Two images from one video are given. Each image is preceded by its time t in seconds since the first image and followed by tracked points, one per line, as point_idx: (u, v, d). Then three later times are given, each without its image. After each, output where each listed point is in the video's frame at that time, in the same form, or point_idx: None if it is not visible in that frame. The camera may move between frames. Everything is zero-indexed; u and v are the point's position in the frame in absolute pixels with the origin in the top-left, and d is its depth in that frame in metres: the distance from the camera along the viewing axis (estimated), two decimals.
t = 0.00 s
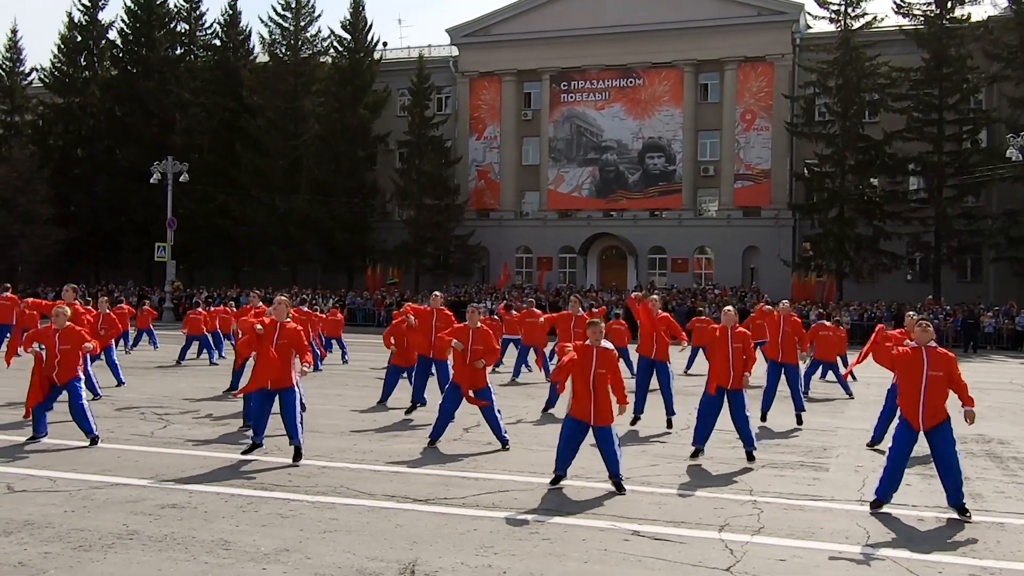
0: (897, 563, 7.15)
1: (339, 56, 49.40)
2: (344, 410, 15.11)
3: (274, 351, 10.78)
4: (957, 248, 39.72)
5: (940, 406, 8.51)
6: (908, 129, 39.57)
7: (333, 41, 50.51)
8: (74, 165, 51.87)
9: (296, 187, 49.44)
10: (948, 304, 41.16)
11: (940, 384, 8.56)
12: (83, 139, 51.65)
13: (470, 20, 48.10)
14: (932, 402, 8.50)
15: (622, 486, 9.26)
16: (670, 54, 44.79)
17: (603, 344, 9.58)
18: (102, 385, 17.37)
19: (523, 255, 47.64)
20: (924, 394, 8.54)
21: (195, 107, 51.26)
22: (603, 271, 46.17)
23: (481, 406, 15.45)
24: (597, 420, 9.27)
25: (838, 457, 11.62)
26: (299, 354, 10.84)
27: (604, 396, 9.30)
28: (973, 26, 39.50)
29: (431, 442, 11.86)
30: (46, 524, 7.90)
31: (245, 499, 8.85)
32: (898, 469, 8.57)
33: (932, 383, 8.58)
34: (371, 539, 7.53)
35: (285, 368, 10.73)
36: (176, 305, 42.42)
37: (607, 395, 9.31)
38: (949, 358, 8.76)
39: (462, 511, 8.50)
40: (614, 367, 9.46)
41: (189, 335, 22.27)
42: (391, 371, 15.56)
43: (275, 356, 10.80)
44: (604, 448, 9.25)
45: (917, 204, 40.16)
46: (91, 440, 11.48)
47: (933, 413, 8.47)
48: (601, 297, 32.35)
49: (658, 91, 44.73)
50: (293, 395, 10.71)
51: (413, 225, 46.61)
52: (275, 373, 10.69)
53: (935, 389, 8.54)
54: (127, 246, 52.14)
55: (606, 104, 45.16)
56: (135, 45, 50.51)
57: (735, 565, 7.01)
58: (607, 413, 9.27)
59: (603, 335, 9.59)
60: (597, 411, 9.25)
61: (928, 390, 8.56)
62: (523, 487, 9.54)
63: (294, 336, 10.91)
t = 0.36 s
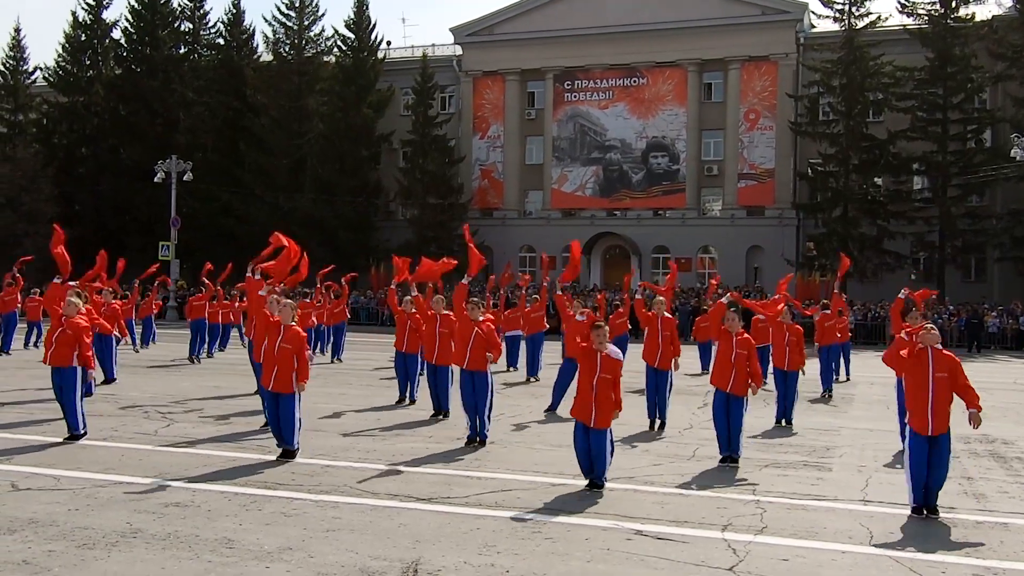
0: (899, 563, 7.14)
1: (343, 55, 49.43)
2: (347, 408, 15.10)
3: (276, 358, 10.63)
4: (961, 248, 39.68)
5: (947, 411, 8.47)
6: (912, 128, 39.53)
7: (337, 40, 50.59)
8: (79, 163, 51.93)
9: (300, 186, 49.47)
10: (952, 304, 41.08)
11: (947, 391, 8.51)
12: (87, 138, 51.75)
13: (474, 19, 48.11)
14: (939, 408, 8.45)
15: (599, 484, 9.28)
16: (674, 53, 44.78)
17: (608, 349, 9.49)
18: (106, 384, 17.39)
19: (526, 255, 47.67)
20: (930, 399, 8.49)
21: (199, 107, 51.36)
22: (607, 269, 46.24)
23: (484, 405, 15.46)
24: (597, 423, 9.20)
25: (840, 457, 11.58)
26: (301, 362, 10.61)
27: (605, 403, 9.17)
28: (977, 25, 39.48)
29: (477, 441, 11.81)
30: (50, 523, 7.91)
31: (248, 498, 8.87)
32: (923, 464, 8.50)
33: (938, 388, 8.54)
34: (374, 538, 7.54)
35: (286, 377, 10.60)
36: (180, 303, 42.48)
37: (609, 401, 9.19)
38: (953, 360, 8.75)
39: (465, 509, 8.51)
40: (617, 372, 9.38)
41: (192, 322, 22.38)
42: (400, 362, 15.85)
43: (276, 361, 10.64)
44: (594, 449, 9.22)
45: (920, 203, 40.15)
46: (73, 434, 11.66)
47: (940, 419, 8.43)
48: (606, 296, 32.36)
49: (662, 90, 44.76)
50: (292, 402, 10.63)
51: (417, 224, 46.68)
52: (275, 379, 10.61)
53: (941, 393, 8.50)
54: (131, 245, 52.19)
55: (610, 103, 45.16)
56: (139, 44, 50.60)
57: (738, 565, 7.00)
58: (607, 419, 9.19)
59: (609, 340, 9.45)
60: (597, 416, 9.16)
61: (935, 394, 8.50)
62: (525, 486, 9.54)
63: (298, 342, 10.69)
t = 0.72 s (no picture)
0: (901, 563, 7.14)
1: (345, 56, 49.45)
2: (350, 409, 15.13)
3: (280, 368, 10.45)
4: (964, 248, 39.63)
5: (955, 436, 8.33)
6: (915, 128, 39.51)
7: (340, 41, 50.62)
8: (82, 164, 51.99)
9: (303, 186, 49.48)
10: (955, 304, 41.02)
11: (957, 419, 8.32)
12: (90, 138, 51.80)
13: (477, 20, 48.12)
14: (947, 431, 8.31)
15: (639, 487, 9.26)
16: (676, 54, 44.77)
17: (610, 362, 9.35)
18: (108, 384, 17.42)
19: (529, 255, 47.68)
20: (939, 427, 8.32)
21: (201, 107, 51.43)
22: (610, 269, 46.24)
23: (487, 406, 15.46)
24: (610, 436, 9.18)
25: (844, 458, 11.57)
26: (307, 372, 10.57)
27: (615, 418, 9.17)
28: (979, 25, 39.42)
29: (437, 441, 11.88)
30: (52, 523, 7.92)
31: (251, 498, 8.87)
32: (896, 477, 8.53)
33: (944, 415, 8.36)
34: (376, 538, 7.55)
35: (291, 385, 10.43)
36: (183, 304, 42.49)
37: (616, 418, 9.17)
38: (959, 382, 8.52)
39: (467, 510, 8.51)
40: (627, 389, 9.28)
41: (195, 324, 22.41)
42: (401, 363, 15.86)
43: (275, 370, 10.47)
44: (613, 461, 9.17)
45: (923, 203, 40.11)
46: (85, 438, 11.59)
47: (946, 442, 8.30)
48: (608, 296, 32.33)
49: (664, 90, 44.72)
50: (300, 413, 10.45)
51: (419, 224, 46.70)
52: (279, 386, 10.41)
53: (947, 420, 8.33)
54: (133, 245, 52.26)
55: (612, 103, 45.16)
56: (142, 45, 50.68)
57: (740, 565, 7.01)
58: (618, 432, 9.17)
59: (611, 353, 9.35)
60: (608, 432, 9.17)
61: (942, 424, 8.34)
62: (529, 486, 9.55)
63: (301, 350, 10.61)
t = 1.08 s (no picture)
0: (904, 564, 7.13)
1: (347, 57, 49.50)
2: (353, 410, 15.13)
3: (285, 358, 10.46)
4: (966, 248, 39.63)
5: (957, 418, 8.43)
6: (916, 128, 39.51)
7: (341, 42, 50.66)
8: (84, 166, 52.02)
9: (304, 188, 49.50)
10: (958, 304, 41.00)
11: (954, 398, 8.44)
12: (92, 140, 51.85)
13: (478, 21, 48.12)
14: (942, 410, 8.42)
15: (656, 488, 9.24)
16: (677, 54, 44.77)
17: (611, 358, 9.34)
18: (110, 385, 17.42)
19: (531, 256, 47.70)
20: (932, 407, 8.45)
21: (203, 108, 51.51)
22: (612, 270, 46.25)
23: (490, 407, 15.47)
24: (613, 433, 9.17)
25: (846, 458, 11.57)
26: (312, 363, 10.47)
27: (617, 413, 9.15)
28: (981, 25, 39.41)
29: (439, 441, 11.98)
30: (55, 524, 7.93)
31: (254, 499, 8.87)
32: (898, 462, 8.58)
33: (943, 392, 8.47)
34: (378, 540, 7.55)
35: (295, 373, 10.50)
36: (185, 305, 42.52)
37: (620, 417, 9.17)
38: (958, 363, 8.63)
39: (469, 511, 8.51)
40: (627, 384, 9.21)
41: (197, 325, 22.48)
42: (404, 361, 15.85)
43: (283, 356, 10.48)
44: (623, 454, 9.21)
45: (925, 204, 40.11)
46: (114, 436, 11.64)
47: (942, 418, 8.39)
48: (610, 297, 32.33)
49: (666, 91, 44.70)
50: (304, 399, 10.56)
51: (420, 225, 46.72)
52: (284, 377, 10.48)
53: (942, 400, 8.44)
54: (135, 247, 52.30)
55: (614, 104, 45.20)
56: (144, 47, 50.79)
57: (742, 566, 7.00)
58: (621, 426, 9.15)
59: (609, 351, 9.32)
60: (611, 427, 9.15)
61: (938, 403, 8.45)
62: (531, 487, 9.54)
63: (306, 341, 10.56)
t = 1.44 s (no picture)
0: (908, 564, 7.12)
1: (350, 58, 49.56)
2: (358, 411, 15.13)
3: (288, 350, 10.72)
4: (970, 248, 39.56)
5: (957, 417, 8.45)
6: (920, 128, 39.47)
7: (344, 43, 50.70)
8: (87, 167, 52.07)
9: (307, 189, 49.52)
10: (961, 304, 40.93)
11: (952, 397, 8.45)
12: (95, 141, 51.90)
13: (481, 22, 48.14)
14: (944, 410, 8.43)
15: (633, 484, 9.34)
16: (680, 55, 44.76)
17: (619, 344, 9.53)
18: (113, 386, 17.42)
19: (533, 256, 47.68)
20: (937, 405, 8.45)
21: (207, 110, 51.59)
22: (614, 271, 46.14)
23: (492, 407, 15.48)
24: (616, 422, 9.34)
25: (849, 458, 11.56)
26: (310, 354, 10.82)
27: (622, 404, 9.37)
28: (985, 25, 39.38)
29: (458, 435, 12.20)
30: (59, 525, 7.94)
31: (257, 500, 8.89)
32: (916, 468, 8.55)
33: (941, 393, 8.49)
34: (382, 540, 7.55)
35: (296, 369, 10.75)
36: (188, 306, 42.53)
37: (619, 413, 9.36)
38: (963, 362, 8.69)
39: (471, 512, 8.51)
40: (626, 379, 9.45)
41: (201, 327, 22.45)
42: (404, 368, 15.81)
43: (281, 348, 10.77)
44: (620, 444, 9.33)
45: (928, 204, 40.04)
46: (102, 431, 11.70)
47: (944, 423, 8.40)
48: (612, 298, 32.32)
49: (668, 91, 44.69)
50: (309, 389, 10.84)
51: (423, 226, 46.74)
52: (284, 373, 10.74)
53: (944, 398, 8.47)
54: (139, 248, 52.37)
55: (617, 104, 45.19)
56: (147, 49, 50.86)
57: (746, 567, 7.00)
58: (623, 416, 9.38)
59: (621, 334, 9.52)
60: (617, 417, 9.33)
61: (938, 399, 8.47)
62: (534, 487, 9.54)
63: (310, 332, 10.88)
